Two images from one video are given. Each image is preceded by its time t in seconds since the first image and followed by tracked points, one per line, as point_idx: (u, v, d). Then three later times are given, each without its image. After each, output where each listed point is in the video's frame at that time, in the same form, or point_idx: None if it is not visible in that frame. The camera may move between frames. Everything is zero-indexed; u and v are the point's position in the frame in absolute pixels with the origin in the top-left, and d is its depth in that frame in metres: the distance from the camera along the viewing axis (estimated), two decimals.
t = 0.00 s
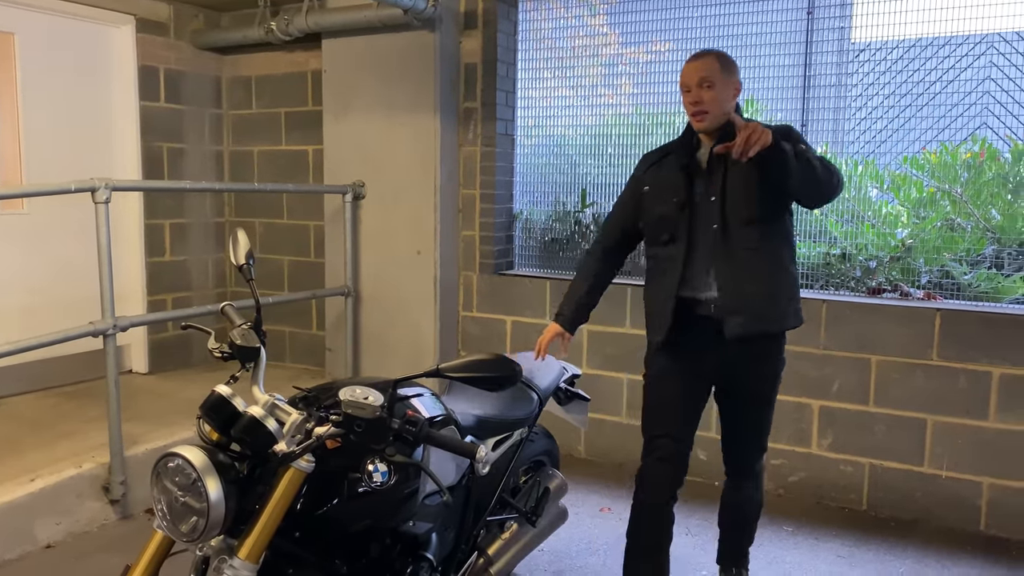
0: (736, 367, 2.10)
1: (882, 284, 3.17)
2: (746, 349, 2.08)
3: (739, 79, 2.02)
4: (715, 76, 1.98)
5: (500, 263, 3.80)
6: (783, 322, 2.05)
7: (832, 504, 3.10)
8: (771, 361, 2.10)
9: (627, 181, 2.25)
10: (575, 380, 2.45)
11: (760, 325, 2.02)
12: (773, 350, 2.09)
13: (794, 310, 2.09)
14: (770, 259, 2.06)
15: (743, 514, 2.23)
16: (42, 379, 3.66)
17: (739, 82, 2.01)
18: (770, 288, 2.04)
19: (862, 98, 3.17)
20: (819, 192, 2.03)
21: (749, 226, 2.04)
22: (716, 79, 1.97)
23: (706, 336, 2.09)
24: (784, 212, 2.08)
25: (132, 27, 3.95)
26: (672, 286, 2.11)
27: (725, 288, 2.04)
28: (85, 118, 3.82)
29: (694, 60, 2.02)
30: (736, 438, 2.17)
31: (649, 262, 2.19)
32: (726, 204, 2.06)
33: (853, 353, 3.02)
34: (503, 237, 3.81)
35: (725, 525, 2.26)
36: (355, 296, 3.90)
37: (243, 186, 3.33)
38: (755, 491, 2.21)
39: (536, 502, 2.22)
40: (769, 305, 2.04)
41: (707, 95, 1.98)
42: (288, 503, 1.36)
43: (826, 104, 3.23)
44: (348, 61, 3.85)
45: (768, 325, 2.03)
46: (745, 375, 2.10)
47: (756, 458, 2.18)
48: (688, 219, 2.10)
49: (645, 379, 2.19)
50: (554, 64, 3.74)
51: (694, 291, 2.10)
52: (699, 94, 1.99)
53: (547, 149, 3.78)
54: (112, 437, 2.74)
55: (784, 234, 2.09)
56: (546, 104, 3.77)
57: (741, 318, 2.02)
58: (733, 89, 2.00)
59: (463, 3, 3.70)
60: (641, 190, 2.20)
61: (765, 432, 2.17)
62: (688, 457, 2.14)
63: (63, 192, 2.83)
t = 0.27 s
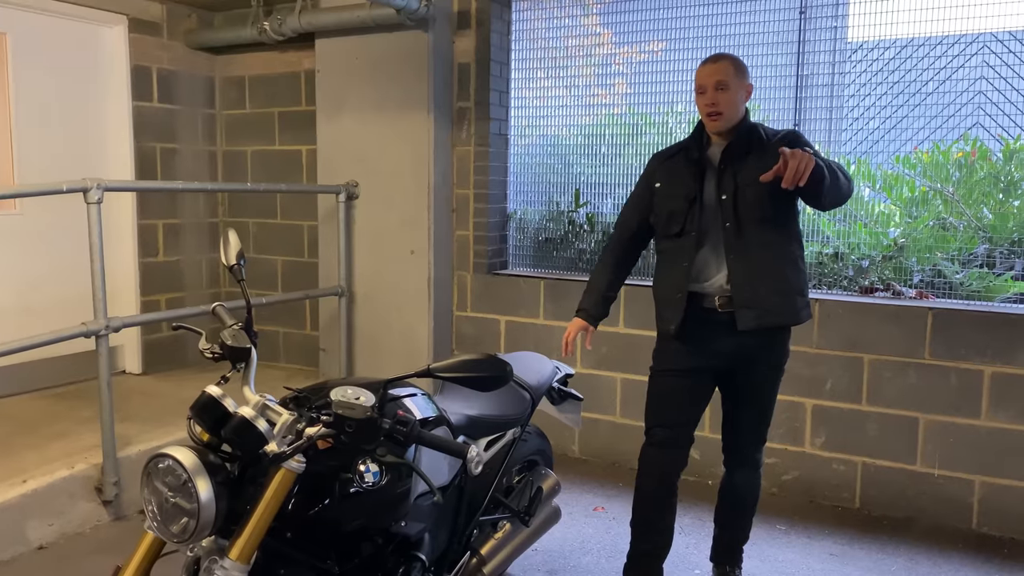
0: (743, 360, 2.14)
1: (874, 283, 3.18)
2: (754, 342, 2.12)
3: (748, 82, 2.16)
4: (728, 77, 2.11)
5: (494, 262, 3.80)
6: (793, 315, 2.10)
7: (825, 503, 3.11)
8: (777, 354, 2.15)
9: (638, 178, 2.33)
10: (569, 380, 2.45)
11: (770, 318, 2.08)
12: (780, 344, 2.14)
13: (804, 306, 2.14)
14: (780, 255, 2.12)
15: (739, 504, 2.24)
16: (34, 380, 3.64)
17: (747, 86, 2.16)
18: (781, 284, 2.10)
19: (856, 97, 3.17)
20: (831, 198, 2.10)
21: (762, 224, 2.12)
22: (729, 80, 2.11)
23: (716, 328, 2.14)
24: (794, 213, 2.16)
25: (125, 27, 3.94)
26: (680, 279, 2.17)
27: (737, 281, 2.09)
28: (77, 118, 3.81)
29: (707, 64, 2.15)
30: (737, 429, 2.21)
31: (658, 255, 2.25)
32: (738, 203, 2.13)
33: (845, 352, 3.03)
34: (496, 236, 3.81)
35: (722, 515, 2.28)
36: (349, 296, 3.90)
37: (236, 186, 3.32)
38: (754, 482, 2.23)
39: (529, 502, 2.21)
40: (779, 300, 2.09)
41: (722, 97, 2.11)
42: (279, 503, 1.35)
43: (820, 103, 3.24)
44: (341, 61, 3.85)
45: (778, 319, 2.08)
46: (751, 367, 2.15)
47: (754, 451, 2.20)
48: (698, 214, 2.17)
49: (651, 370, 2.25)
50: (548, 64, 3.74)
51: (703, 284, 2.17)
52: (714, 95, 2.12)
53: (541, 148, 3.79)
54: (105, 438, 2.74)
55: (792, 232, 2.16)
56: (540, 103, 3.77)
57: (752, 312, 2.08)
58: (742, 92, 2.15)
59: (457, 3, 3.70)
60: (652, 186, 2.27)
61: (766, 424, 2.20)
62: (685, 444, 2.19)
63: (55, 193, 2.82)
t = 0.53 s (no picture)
0: (739, 360, 2.14)
1: (869, 282, 3.18)
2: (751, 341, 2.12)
3: (743, 81, 2.16)
4: (724, 77, 2.11)
5: (489, 262, 3.80)
6: (789, 316, 2.10)
7: (820, 502, 3.11)
8: (774, 356, 2.15)
9: (638, 178, 2.33)
10: (563, 380, 2.45)
11: (766, 319, 2.07)
12: (776, 345, 2.14)
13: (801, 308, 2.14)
14: (777, 256, 2.11)
15: (734, 506, 2.24)
16: (28, 381, 3.63)
17: (743, 84, 2.16)
18: (777, 285, 2.10)
19: (851, 96, 3.18)
20: (832, 199, 2.10)
21: (760, 225, 2.11)
22: (725, 80, 2.11)
23: (713, 327, 2.14)
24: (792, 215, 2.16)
25: (119, 27, 3.92)
26: (677, 278, 2.17)
27: (733, 280, 2.09)
28: (70, 118, 3.80)
29: (702, 64, 2.15)
30: (733, 430, 2.21)
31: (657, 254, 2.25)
32: (737, 204, 2.13)
33: (840, 351, 3.03)
34: (491, 236, 3.80)
35: (717, 517, 2.29)
36: (343, 296, 3.89)
37: (230, 186, 3.31)
38: (749, 484, 2.23)
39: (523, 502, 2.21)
40: (775, 301, 2.09)
41: (718, 96, 2.11)
42: (272, 504, 1.35)
43: (814, 103, 3.24)
44: (335, 61, 3.84)
45: (774, 319, 2.08)
46: (746, 367, 2.15)
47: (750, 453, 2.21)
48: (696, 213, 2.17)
49: (648, 368, 2.25)
50: (543, 64, 3.74)
51: (699, 282, 2.17)
52: (711, 95, 2.12)
53: (536, 148, 3.79)
54: (99, 439, 2.73)
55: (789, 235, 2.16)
56: (535, 103, 3.77)
57: (749, 312, 2.08)
58: (739, 91, 2.15)
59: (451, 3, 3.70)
60: (651, 185, 2.27)
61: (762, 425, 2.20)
62: (684, 442, 2.20)
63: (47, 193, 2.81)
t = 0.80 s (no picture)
0: (745, 359, 2.14)
1: (867, 280, 3.18)
2: (757, 340, 2.12)
3: (749, 79, 2.15)
4: (731, 76, 2.10)
5: (487, 261, 3.79)
6: (795, 316, 2.11)
7: (818, 500, 3.11)
8: (778, 356, 2.16)
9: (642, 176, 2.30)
10: (561, 378, 2.44)
11: (773, 319, 2.08)
12: (781, 344, 2.15)
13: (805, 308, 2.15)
14: (784, 256, 2.12)
15: (736, 505, 2.24)
16: (23, 381, 3.61)
17: (749, 83, 2.15)
18: (784, 286, 2.10)
19: (848, 94, 3.18)
20: (840, 202, 2.10)
21: (766, 226, 2.12)
22: (732, 78, 2.10)
23: (720, 327, 2.13)
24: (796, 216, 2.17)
25: (113, 25, 3.91)
26: (684, 277, 2.16)
27: (741, 280, 2.09)
28: (65, 117, 3.78)
29: (708, 62, 2.14)
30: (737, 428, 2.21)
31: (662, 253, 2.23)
32: (743, 205, 2.13)
33: (838, 349, 3.03)
34: (489, 235, 3.79)
35: (719, 516, 2.28)
36: (340, 295, 3.88)
37: (226, 185, 3.30)
38: (751, 485, 2.22)
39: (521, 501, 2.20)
40: (782, 301, 2.09)
41: (725, 94, 2.10)
42: (269, 504, 1.34)
43: (812, 101, 3.24)
44: (332, 59, 3.83)
45: (780, 319, 2.09)
46: (751, 367, 2.15)
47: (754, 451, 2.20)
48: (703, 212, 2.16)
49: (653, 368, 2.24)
50: (540, 62, 3.73)
51: (707, 282, 2.15)
52: (717, 94, 2.11)
53: (533, 147, 3.78)
54: (95, 439, 2.72)
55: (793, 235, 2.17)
56: (532, 101, 3.76)
57: (755, 311, 2.08)
58: (744, 89, 2.14)
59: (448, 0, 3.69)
60: (656, 184, 2.25)
61: (766, 424, 2.20)
62: (688, 441, 2.19)
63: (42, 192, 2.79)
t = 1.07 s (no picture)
0: (750, 356, 2.14)
1: (866, 278, 3.18)
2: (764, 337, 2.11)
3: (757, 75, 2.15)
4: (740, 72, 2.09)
5: (486, 259, 3.78)
6: (801, 313, 2.11)
7: (817, 499, 3.11)
8: (784, 353, 2.16)
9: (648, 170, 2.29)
10: (560, 378, 2.44)
11: (780, 315, 2.08)
12: (786, 342, 2.15)
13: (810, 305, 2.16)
14: (791, 253, 2.12)
15: (738, 501, 2.23)
16: (20, 380, 3.60)
17: (757, 79, 2.14)
18: (791, 283, 2.11)
19: (847, 93, 3.17)
20: (843, 203, 2.13)
21: (773, 223, 2.12)
22: (741, 74, 2.09)
23: (726, 323, 2.12)
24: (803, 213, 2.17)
25: (111, 24, 3.89)
26: (690, 271, 2.16)
27: (749, 276, 2.09)
28: (62, 115, 3.77)
29: (718, 57, 2.12)
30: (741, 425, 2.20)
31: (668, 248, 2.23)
32: (751, 201, 2.13)
33: (837, 348, 3.03)
34: (487, 233, 3.79)
35: (720, 513, 2.28)
36: (338, 294, 3.87)
37: (224, 183, 3.29)
38: (753, 481, 2.22)
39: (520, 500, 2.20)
40: (789, 298, 2.10)
41: (734, 89, 2.08)
42: (268, 504, 1.34)
43: (810, 99, 3.24)
44: (330, 57, 3.82)
45: (787, 316, 2.09)
46: (756, 363, 2.14)
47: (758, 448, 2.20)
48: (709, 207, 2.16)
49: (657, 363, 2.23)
50: (538, 60, 3.73)
51: (714, 278, 2.15)
52: (727, 89, 2.09)
53: (531, 145, 3.77)
54: (93, 438, 2.71)
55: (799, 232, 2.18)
56: (531, 99, 3.76)
57: (763, 308, 2.08)
58: (753, 86, 2.13)
59: None
60: (662, 177, 2.24)
61: (769, 421, 2.19)
62: (691, 437, 2.19)
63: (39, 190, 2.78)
